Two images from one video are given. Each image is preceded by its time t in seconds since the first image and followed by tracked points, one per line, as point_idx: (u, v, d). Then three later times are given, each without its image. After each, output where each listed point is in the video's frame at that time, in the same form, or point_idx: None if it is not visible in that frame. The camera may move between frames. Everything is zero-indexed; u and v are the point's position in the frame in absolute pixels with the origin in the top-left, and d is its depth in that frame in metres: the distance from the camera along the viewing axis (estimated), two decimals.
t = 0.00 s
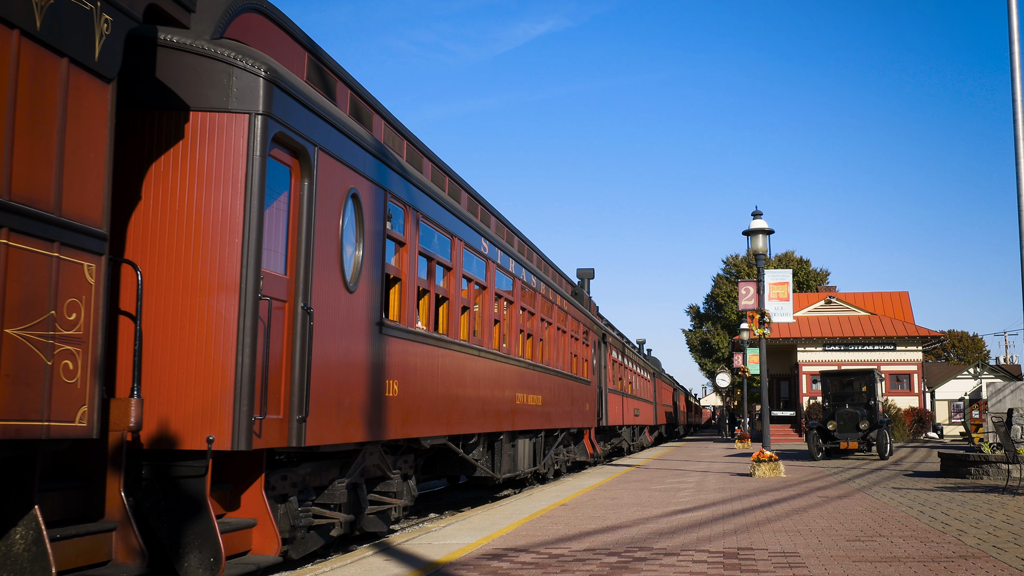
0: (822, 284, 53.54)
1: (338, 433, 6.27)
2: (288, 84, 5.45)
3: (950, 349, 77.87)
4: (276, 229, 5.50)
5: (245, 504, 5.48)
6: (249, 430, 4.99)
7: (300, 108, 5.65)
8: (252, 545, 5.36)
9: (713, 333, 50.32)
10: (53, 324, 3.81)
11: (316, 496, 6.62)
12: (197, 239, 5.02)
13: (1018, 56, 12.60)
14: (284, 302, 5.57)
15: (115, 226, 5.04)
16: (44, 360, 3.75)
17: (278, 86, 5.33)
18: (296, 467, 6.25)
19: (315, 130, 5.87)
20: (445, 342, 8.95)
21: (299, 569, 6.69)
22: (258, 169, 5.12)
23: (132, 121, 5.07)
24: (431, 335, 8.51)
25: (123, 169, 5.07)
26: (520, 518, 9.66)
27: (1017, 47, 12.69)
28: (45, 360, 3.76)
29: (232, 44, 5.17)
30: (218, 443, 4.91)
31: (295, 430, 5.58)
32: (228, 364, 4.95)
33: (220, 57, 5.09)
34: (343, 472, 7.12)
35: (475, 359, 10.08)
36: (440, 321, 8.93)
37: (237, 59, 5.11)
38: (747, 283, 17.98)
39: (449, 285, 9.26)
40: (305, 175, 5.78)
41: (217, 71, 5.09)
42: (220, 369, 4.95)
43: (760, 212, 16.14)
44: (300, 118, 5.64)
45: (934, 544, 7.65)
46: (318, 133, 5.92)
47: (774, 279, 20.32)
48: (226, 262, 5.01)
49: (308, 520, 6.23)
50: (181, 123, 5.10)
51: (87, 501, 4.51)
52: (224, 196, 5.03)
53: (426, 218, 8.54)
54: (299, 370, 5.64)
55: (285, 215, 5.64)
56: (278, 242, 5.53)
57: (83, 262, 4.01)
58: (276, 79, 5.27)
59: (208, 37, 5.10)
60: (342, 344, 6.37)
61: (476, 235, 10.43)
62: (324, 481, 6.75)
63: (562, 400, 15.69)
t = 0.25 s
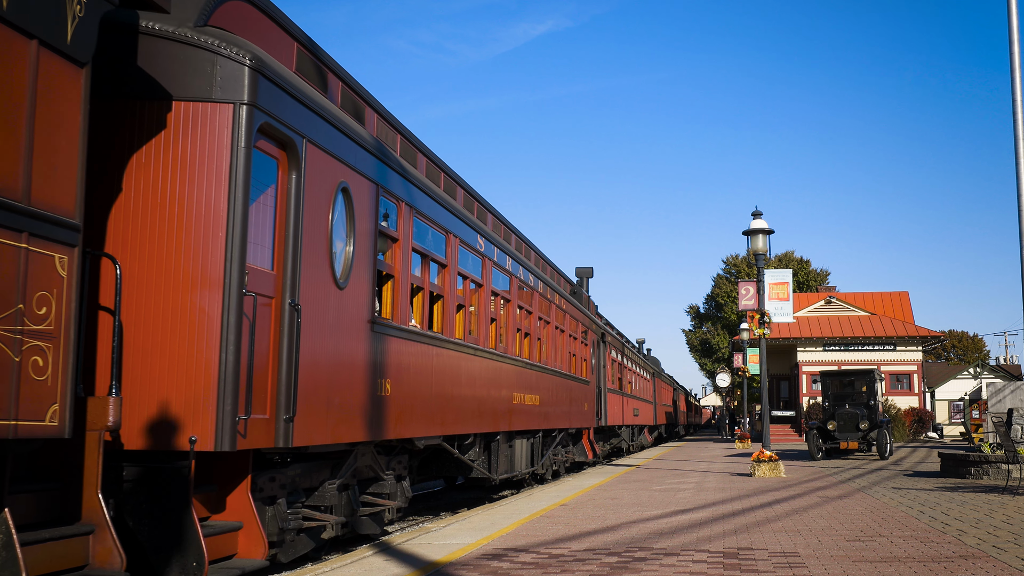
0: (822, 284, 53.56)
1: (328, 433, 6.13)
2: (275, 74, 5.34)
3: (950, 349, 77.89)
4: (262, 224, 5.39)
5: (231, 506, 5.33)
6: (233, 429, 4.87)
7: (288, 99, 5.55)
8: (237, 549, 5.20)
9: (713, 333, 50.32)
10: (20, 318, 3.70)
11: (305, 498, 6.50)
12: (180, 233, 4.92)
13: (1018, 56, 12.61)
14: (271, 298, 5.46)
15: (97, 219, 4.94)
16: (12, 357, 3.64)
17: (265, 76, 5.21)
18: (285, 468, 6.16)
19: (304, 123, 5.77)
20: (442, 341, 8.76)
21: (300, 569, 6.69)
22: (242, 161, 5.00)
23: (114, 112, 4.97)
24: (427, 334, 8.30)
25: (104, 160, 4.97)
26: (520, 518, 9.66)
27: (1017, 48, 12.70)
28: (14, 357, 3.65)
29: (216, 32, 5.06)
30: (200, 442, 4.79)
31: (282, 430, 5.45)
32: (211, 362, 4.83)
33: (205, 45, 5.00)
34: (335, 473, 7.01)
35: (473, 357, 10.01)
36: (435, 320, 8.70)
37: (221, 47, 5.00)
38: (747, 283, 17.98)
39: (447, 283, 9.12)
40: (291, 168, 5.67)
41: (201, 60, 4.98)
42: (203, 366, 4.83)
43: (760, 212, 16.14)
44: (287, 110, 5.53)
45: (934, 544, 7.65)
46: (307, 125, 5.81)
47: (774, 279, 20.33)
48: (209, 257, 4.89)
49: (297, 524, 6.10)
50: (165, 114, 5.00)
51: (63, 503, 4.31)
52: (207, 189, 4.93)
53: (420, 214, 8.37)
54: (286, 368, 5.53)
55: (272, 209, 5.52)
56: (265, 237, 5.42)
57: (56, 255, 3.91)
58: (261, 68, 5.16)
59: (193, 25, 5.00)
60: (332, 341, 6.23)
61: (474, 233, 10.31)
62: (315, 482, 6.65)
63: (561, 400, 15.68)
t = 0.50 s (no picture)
0: (822, 284, 53.58)
1: (317, 434, 5.94)
2: (260, 63, 5.09)
3: (950, 349, 77.91)
4: (248, 217, 5.18)
5: (216, 509, 5.13)
6: (216, 435, 4.62)
7: (275, 88, 5.32)
8: (222, 553, 5.06)
9: (713, 333, 50.33)
10: None
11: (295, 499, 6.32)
12: (161, 227, 4.67)
13: (1017, 56, 12.61)
14: (257, 295, 5.25)
15: (73, 211, 4.68)
16: None
17: (250, 64, 4.97)
18: (276, 469, 6.00)
19: (292, 114, 5.56)
20: (435, 339, 8.54)
21: (301, 569, 6.70)
22: (227, 153, 4.77)
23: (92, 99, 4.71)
24: (420, 332, 8.10)
25: (78, 151, 4.70)
26: (520, 518, 9.66)
27: (1017, 48, 12.69)
28: None
29: (197, 17, 4.80)
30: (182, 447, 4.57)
31: (269, 431, 5.25)
32: (193, 364, 4.57)
33: (187, 32, 4.74)
34: (326, 473, 6.82)
35: (471, 356, 9.92)
36: (429, 317, 8.54)
37: (203, 34, 4.75)
38: (747, 283, 17.98)
39: (442, 281, 8.95)
40: (279, 160, 5.46)
41: (182, 47, 4.73)
42: (184, 368, 4.58)
43: (760, 212, 16.14)
44: (274, 100, 5.31)
45: (934, 544, 7.65)
46: (294, 117, 5.60)
47: (774, 279, 20.33)
48: (192, 253, 4.64)
49: (287, 526, 5.89)
50: (145, 103, 4.74)
51: (38, 506, 3.97)
52: (189, 180, 4.69)
53: (413, 209, 8.12)
54: (274, 368, 5.31)
55: (259, 204, 5.31)
56: (251, 232, 5.21)
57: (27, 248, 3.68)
58: (246, 55, 4.91)
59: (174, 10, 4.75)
60: (321, 341, 6.02)
61: (470, 230, 10.18)
62: (305, 483, 6.47)
63: (559, 400, 15.67)
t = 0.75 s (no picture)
0: (822, 284, 53.59)
1: (308, 435, 5.80)
2: (246, 52, 5.03)
3: (951, 349, 77.92)
4: (234, 211, 5.09)
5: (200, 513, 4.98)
6: (198, 431, 4.54)
7: (262, 79, 5.24)
8: (207, 557, 4.90)
9: (714, 333, 50.34)
10: None
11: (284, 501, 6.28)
12: (143, 219, 4.61)
13: (1018, 56, 12.60)
14: (244, 291, 5.16)
15: (53, 203, 4.60)
16: None
17: (235, 53, 4.90)
18: (264, 471, 5.95)
19: (280, 107, 5.49)
20: (429, 337, 8.41)
21: (300, 570, 6.69)
22: (210, 143, 4.69)
23: (73, 90, 4.63)
24: (413, 330, 7.96)
25: (59, 143, 4.63)
26: (520, 518, 9.66)
27: (1017, 48, 12.69)
28: None
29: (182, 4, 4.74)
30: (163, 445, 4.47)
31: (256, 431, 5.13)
32: (175, 357, 4.51)
33: (170, 20, 4.70)
34: (317, 475, 6.79)
35: (467, 355, 9.84)
36: (423, 316, 8.43)
37: (187, 22, 4.70)
38: (747, 283, 17.98)
39: (436, 279, 8.82)
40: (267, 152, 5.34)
41: (165, 36, 4.68)
42: (166, 362, 4.51)
43: (760, 213, 16.15)
44: (261, 91, 5.23)
45: (933, 544, 7.65)
46: (283, 109, 5.51)
47: (774, 279, 20.33)
48: (174, 245, 4.59)
49: (275, 529, 5.86)
50: (128, 92, 4.69)
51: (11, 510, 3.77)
52: (172, 172, 4.63)
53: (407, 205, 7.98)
54: (260, 366, 5.19)
55: (245, 197, 5.21)
56: (237, 225, 5.11)
57: None
58: (231, 44, 4.84)
59: None
60: (312, 341, 5.90)
61: (467, 227, 10.09)
62: (294, 485, 6.43)
63: (557, 401, 15.66)
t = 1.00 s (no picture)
0: (822, 284, 53.58)
1: (297, 435, 5.69)
2: (231, 40, 4.92)
3: (950, 349, 77.91)
4: (220, 205, 4.97)
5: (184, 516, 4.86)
6: (180, 430, 4.43)
7: (248, 68, 5.14)
8: (191, 562, 4.80)
9: (713, 333, 50.33)
10: None
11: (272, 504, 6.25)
12: (123, 212, 4.52)
13: (1017, 56, 12.60)
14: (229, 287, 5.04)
15: (32, 197, 4.54)
16: None
17: (219, 41, 4.80)
18: (252, 473, 5.90)
19: (267, 98, 5.38)
20: (423, 335, 8.30)
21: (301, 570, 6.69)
22: (192, 134, 4.59)
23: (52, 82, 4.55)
24: (408, 329, 7.85)
25: (37, 136, 4.55)
26: (520, 518, 9.65)
27: (1017, 48, 12.69)
28: None
29: None
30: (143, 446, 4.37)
31: (242, 432, 5.02)
32: (155, 355, 4.41)
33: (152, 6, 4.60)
34: (306, 477, 6.76)
35: (461, 354, 9.75)
36: (417, 314, 8.30)
37: (169, 8, 4.60)
38: (747, 283, 17.97)
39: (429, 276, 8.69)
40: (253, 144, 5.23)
41: (147, 24, 4.59)
42: (146, 359, 4.41)
43: (760, 213, 16.14)
44: (247, 81, 5.12)
45: (934, 544, 7.65)
46: (270, 100, 5.41)
47: (774, 279, 20.33)
48: (155, 239, 4.49)
49: (264, 532, 5.84)
50: (107, 81, 4.59)
51: None
52: (152, 164, 4.54)
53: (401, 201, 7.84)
54: (246, 364, 5.08)
55: (231, 190, 5.08)
56: (223, 219, 5.00)
57: None
58: (214, 32, 4.74)
59: None
60: (301, 340, 5.79)
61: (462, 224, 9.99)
62: (282, 487, 6.40)
63: (555, 401, 15.64)
